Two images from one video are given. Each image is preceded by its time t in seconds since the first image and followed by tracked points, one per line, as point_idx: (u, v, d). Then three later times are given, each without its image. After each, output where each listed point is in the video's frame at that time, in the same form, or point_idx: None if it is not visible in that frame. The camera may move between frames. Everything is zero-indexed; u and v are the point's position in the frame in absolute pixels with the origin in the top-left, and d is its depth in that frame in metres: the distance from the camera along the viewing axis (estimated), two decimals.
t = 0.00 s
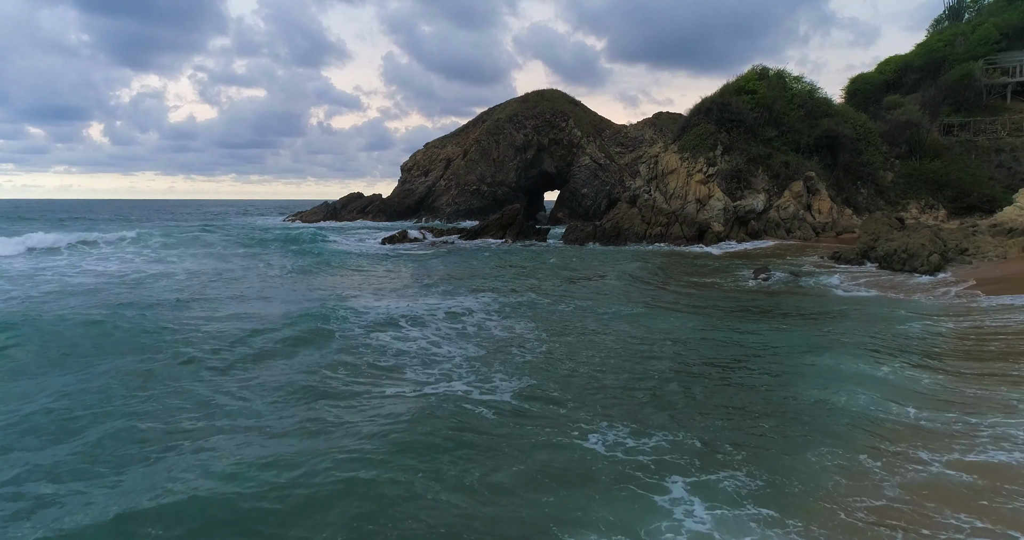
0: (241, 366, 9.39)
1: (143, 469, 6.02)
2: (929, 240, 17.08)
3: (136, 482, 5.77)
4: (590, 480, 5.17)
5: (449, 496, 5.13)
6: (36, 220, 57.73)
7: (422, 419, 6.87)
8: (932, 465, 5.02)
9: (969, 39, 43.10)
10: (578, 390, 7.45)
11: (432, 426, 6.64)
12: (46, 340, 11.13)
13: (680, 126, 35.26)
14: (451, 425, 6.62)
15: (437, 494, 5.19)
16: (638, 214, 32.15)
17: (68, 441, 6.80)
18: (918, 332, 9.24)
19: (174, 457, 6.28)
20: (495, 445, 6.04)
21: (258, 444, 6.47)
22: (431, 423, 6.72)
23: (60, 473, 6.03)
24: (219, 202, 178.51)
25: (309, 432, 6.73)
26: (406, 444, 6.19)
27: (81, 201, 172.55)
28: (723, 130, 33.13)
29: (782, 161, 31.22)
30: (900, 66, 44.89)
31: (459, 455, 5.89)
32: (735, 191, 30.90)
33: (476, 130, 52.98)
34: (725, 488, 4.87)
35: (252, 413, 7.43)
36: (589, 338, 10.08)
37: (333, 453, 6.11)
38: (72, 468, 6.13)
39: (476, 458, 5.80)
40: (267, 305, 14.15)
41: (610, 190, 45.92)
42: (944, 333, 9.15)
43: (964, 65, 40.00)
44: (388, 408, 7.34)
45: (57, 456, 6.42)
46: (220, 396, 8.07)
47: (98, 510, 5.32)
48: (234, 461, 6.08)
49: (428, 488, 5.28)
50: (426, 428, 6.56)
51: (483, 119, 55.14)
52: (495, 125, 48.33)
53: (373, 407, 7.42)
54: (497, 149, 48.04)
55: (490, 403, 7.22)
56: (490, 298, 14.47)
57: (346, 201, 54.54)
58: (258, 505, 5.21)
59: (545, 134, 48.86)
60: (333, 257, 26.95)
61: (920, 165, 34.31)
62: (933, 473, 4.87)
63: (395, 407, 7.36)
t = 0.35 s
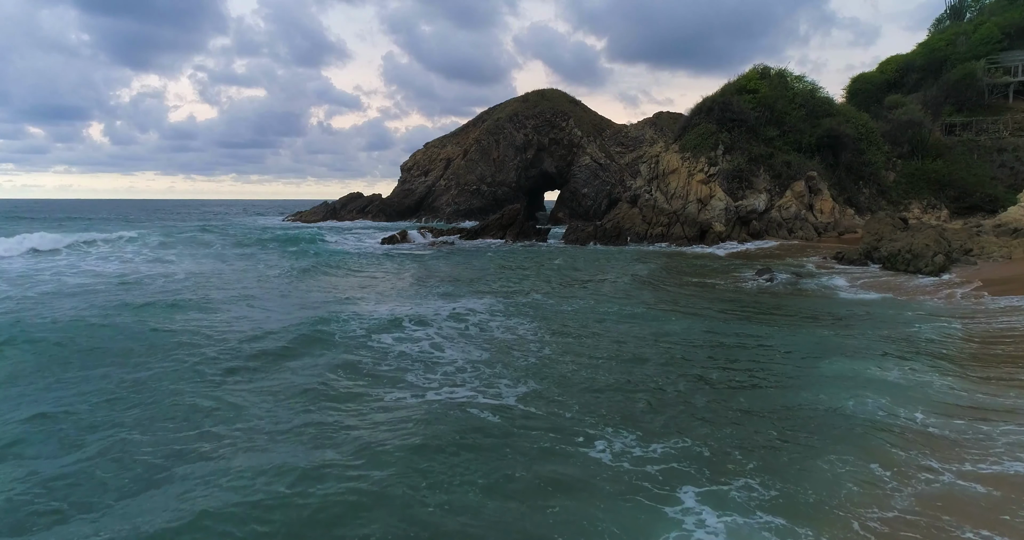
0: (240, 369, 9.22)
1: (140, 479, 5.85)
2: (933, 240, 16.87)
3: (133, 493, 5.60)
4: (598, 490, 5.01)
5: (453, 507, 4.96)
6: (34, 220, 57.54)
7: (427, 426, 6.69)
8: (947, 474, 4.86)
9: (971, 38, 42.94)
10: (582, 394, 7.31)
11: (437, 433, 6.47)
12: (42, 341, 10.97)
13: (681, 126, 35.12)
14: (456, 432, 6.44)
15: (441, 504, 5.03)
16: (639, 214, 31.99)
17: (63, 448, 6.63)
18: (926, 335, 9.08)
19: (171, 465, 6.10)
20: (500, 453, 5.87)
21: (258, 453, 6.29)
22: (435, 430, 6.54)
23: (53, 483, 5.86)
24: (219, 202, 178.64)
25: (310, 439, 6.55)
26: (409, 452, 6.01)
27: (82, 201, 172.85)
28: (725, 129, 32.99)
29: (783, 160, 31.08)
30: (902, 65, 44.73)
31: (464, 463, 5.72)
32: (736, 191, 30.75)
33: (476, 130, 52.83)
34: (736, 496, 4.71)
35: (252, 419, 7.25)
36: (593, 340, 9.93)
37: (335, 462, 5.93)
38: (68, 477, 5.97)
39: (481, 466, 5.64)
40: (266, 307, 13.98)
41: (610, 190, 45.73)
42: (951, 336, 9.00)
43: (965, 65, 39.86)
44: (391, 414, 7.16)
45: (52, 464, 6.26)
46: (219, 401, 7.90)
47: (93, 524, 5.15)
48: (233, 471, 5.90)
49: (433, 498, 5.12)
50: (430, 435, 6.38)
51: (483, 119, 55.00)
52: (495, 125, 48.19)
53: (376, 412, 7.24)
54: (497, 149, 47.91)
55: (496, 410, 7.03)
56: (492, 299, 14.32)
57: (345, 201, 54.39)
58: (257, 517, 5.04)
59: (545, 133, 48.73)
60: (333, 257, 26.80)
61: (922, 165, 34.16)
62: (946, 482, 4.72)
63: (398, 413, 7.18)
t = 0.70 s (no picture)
0: (239, 374, 8.98)
1: (135, 491, 5.64)
2: (939, 240, 16.64)
3: (127, 506, 5.39)
4: (608, 503, 4.81)
5: (459, 522, 4.75)
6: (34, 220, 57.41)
7: (431, 434, 6.46)
8: (967, 486, 4.67)
9: (973, 38, 42.72)
10: (589, 400, 7.13)
11: (442, 441, 6.24)
12: (37, 344, 10.77)
13: (682, 126, 34.95)
14: (460, 441, 6.21)
15: (446, 518, 4.82)
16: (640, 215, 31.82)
17: (55, 456, 6.41)
18: (936, 338, 8.89)
19: (166, 477, 5.86)
20: (507, 462, 5.67)
21: (256, 462, 6.07)
22: (439, 439, 6.31)
23: (44, 494, 5.65)
24: (219, 202, 178.57)
25: (310, 449, 6.32)
26: (413, 463, 5.78)
27: (82, 200, 172.67)
28: (726, 129, 32.80)
29: (786, 160, 30.91)
30: (904, 65, 44.54)
31: (470, 474, 5.51)
32: (738, 190, 30.57)
33: (476, 130, 52.65)
34: (751, 510, 4.52)
35: (250, 426, 7.03)
36: (597, 343, 9.75)
37: (336, 474, 5.70)
38: (59, 488, 5.75)
39: (486, 477, 5.43)
40: (265, 309, 13.77)
41: (611, 190, 45.53)
42: (956, 338, 8.86)
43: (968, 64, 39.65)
44: (394, 421, 6.94)
45: (43, 473, 6.04)
46: (217, 407, 7.67)
47: None
48: (231, 482, 5.69)
49: (437, 512, 4.91)
50: (434, 445, 6.16)
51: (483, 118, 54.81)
52: (495, 124, 48.01)
53: (378, 419, 7.00)
54: (497, 148, 47.74)
55: (501, 416, 6.82)
56: (494, 301, 14.13)
57: (345, 201, 54.20)
58: (255, 535, 4.82)
59: (545, 133, 48.57)
60: (333, 258, 26.59)
61: (924, 165, 33.98)
62: (964, 494, 4.54)
63: (401, 420, 6.95)
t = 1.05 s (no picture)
0: (237, 377, 8.82)
1: (127, 502, 5.47)
2: (944, 241, 16.46)
3: (122, 519, 5.23)
4: (617, 515, 4.66)
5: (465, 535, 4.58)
6: (33, 219, 57.23)
7: (435, 441, 6.29)
8: (987, 497, 4.49)
9: (975, 37, 42.53)
10: (597, 406, 6.97)
11: (445, 449, 6.06)
12: (32, 345, 10.63)
13: (683, 125, 34.79)
14: (464, 449, 6.04)
15: (452, 531, 4.66)
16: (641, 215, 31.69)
17: (49, 464, 6.25)
18: (945, 342, 8.70)
19: (161, 487, 5.70)
20: (514, 470, 5.51)
21: (255, 471, 5.90)
22: (444, 446, 6.14)
23: (35, 504, 5.50)
24: (219, 202, 178.57)
25: (310, 456, 6.15)
26: (417, 472, 5.60)
27: (81, 201, 172.72)
28: (727, 128, 32.63)
29: (787, 160, 30.75)
30: (906, 64, 44.39)
31: (477, 481, 5.36)
32: (740, 190, 30.41)
33: (475, 129, 52.50)
34: (764, 523, 4.36)
35: (248, 432, 6.86)
36: (602, 346, 9.60)
37: (336, 484, 5.52)
38: (50, 498, 5.59)
39: (492, 486, 5.26)
40: (264, 310, 13.63)
41: (611, 190, 45.34)
42: (965, 341, 8.68)
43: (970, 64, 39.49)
44: (396, 427, 6.76)
45: (35, 482, 5.89)
46: (214, 412, 7.51)
47: None
48: (228, 493, 5.52)
49: (443, 524, 4.75)
50: (438, 453, 5.98)
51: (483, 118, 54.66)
52: (495, 124, 47.84)
53: (380, 425, 6.84)
54: (497, 148, 47.59)
55: (507, 423, 6.64)
56: (494, 302, 13.98)
57: (344, 201, 54.03)
58: None
59: (546, 133, 48.43)
60: (332, 259, 26.41)
61: (926, 165, 33.82)
62: (982, 506, 4.37)
63: (403, 426, 6.78)
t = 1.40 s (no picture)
0: (234, 382, 8.60)
1: (120, 517, 5.26)
2: (950, 241, 16.28)
3: (119, 531, 5.07)
4: (631, 529, 4.48)
5: None
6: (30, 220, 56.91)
7: (441, 451, 6.07)
8: (1009, 510, 4.32)
9: (978, 36, 42.36)
10: (606, 413, 6.79)
11: (451, 460, 5.85)
12: (26, 348, 10.42)
13: (685, 125, 34.62)
14: (470, 458, 5.86)
15: None
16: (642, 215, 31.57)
17: (39, 474, 6.03)
18: (954, 346, 8.55)
19: (155, 500, 5.48)
20: (523, 480, 5.34)
21: (252, 482, 5.68)
22: (450, 455, 5.98)
23: (27, 516, 5.32)
24: (218, 202, 178.35)
25: (310, 467, 5.93)
26: (423, 483, 5.43)
27: (80, 201, 172.46)
28: (729, 128, 32.45)
29: (790, 160, 30.57)
30: (907, 64, 44.25)
31: (485, 493, 5.19)
32: (742, 191, 30.23)
33: (476, 129, 52.33)
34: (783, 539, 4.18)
35: (247, 440, 6.64)
36: (607, 350, 9.42)
37: (337, 498, 5.30)
38: (40, 513, 5.37)
39: (500, 497, 5.10)
40: (263, 312, 13.43)
41: (612, 190, 45.17)
42: (975, 345, 8.52)
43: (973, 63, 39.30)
44: (399, 434, 6.60)
45: (23, 494, 5.67)
46: (211, 419, 7.29)
47: None
48: (229, 503, 5.36)
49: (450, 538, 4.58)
50: (443, 465, 5.76)
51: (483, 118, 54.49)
52: (496, 124, 47.67)
53: (383, 434, 6.62)
54: (497, 148, 47.43)
55: (514, 433, 6.41)
56: (495, 304, 13.81)
57: (343, 201, 53.83)
58: None
59: (546, 133, 48.27)
60: (330, 260, 26.23)
61: (929, 165, 33.65)
62: (1004, 520, 4.21)
63: (408, 432, 6.62)
